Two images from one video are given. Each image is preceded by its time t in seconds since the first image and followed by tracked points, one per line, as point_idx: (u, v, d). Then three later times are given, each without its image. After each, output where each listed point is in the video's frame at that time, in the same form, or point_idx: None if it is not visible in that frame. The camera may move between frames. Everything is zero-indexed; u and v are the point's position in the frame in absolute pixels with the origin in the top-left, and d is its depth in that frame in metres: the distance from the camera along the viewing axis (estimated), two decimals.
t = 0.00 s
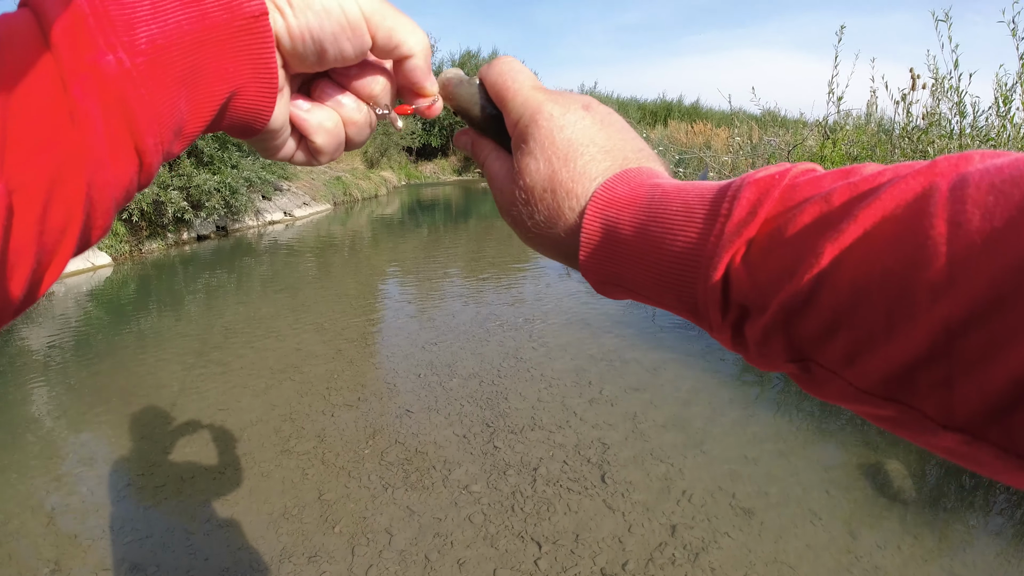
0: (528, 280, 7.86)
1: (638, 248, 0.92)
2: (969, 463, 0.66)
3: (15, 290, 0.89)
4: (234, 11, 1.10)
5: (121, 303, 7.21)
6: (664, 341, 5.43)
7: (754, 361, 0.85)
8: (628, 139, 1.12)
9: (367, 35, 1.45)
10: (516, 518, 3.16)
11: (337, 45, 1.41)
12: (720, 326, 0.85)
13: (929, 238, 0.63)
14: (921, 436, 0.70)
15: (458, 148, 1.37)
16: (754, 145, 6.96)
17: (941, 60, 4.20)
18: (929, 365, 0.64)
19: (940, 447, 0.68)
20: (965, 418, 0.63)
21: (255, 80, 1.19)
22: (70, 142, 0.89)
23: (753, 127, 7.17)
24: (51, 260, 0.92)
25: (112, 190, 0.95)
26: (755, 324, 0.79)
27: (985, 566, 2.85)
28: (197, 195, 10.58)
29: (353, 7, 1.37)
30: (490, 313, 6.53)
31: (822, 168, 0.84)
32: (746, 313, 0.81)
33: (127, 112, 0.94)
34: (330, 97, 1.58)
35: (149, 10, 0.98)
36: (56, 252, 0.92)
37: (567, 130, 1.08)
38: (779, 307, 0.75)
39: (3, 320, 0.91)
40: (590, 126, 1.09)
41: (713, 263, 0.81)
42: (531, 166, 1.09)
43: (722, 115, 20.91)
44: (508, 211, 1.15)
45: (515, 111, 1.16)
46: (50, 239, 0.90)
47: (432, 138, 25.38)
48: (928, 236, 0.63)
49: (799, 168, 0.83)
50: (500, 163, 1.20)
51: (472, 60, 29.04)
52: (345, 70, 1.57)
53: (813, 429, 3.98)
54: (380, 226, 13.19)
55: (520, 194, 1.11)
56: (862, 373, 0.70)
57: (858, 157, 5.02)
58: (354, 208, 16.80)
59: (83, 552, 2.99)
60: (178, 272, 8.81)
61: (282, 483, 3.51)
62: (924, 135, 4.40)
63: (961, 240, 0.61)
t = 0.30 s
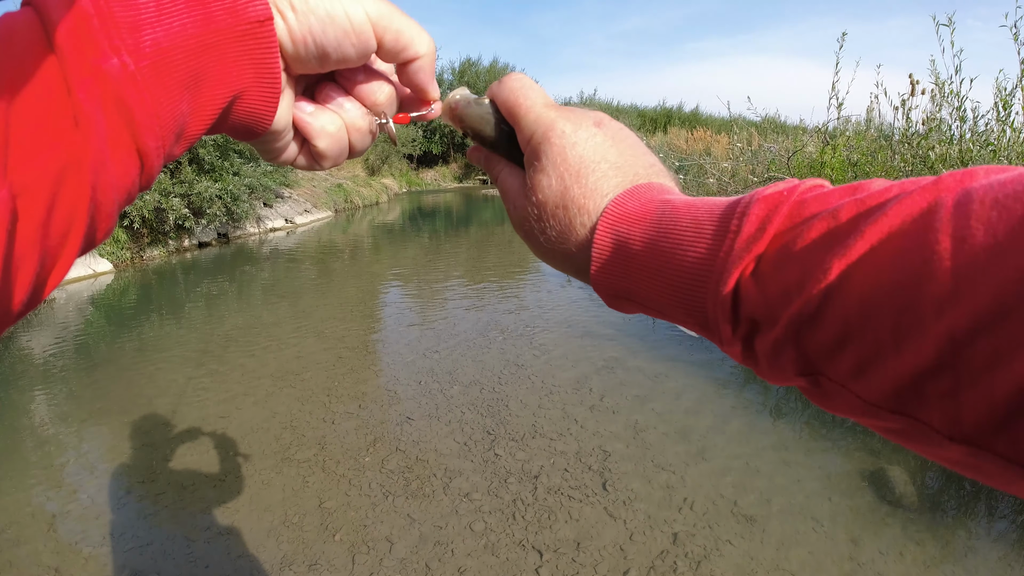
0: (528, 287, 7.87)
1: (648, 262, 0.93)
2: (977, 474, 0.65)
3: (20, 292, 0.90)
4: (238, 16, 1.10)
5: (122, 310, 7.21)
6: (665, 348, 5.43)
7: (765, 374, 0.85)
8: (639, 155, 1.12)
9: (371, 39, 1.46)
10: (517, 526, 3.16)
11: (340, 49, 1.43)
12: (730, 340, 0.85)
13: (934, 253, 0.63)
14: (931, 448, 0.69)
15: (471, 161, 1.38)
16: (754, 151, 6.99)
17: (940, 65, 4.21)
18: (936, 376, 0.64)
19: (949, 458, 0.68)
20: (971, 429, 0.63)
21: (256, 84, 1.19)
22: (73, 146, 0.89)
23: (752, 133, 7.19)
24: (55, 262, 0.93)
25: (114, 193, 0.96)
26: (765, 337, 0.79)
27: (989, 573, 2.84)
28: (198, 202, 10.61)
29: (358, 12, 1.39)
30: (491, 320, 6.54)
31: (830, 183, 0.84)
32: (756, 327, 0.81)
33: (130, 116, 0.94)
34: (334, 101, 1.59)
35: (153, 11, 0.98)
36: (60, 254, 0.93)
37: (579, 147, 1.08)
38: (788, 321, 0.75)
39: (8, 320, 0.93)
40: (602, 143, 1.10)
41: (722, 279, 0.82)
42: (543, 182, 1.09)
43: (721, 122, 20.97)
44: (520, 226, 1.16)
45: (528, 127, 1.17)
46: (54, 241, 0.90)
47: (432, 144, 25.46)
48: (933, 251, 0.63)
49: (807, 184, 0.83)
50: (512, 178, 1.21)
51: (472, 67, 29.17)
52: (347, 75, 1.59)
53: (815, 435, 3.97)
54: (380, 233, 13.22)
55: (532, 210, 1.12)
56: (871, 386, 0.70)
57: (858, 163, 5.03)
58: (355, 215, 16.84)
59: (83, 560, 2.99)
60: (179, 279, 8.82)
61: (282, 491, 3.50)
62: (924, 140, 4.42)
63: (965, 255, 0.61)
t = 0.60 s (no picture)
0: (528, 291, 7.88)
1: (650, 271, 0.93)
2: (982, 486, 0.65)
3: (25, 292, 0.89)
4: (243, 19, 1.12)
5: (122, 314, 7.21)
6: (666, 351, 5.43)
7: (767, 384, 0.85)
8: (638, 162, 1.13)
9: (376, 48, 1.46)
10: (517, 530, 3.15)
11: (343, 58, 1.43)
12: (732, 350, 0.85)
13: (938, 265, 0.63)
14: (934, 459, 0.69)
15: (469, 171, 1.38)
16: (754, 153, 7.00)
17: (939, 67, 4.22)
18: (940, 390, 0.64)
19: (952, 469, 0.67)
20: (975, 441, 0.63)
21: (259, 87, 1.20)
22: (78, 146, 0.89)
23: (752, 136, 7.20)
24: (59, 260, 0.93)
25: (118, 192, 0.96)
26: (768, 349, 0.79)
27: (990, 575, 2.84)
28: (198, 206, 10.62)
29: (364, 22, 1.39)
30: (491, 323, 6.54)
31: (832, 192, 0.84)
32: (759, 338, 0.81)
33: (134, 116, 0.95)
34: (334, 108, 1.59)
35: (160, 12, 0.99)
36: (64, 253, 0.92)
37: (578, 154, 1.08)
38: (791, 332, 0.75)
39: (11, 320, 0.92)
40: (601, 150, 1.10)
41: (725, 289, 0.82)
42: (541, 190, 1.09)
43: (721, 125, 20.99)
44: (520, 233, 1.16)
45: (526, 133, 1.17)
46: (58, 240, 0.90)
47: (432, 148, 25.51)
48: (937, 263, 0.63)
49: (809, 193, 0.83)
50: (510, 185, 1.21)
51: (472, 71, 29.22)
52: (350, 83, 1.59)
53: (815, 438, 3.97)
54: (381, 236, 13.23)
55: (531, 218, 1.12)
56: (875, 397, 0.70)
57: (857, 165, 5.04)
58: (355, 219, 16.85)
59: (83, 564, 2.98)
60: (179, 283, 8.82)
61: (282, 496, 3.50)
62: (923, 142, 4.42)
63: (970, 267, 0.61)
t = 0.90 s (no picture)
0: (528, 290, 7.88)
1: (650, 272, 0.93)
2: (983, 486, 0.65)
3: (25, 290, 0.90)
4: (240, 18, 1.11)
5: (122, 314, 7.21)
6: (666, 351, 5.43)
7: (768, 383, 0.84)
8: (636, 160, 1.12)
9: (373, 44, 1.46)
10: (517, 529, 3.15)
11: (339, 54, 1.42)
12: (733, 351, 0.85)
13: (938, 265, 0.63)
14: (934, 459, 0.69)
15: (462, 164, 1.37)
16: (754, 152, 6.99)
17: (939, 65, 4.22)
18: (941, 390, 0.64)
19: (953, 468, 0.67)
20: (976, 442, 0.63)
21: (257, 87, 1.20)
22: (75, 145, 0.89)
23: (752, 135, 7.19)
24: (59, 258, 0.93)
25: (116, 192, 0.96)
26: (768, 349, 0.79)
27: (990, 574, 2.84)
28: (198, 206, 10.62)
29: (360, 17, 1.39)
30: (492, 323, 6.53)
31: (831, 192, 0.84)
32: (759, 339, 0.81)
33: (131, 115, 0.94)
34: (331, 112, 1.59)
35: (156, 11, 0.98)
36: (64, 252, 0.93)
37: (575, 154, 1.07)
38: (791, 333, 0.75)
39: (12, 317, 0.93)
40: (599, 149, 1.09)
41: (725, 290, 0.81)
42: (539, 190, 1.08)
43: (721, 124, 20.98)
44: (517, 234, 1.15)
45: (523, 134, 1.16)
46: (58, 239, 0.90)
47: (432, 148, 25.52)
48: (938, 263, 0.63)
49: (809, 192, 0.83)
50: (507, 185, 1.20)
51: (472, 70, 29.21)
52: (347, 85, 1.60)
53: (816, 438, 3.97)
54: (381, 236, 13.23)
55: (528, 218, 1.11)
56: (875, 398, 0.70)
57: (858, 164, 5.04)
58: (355, 218, 16.85)
59: (85, 564, 2.99)
60: (179, 283, 8.82)
61: (283, 495, 3.50)
62: (924, 141, 4.42)
63: (971, 268, 0.61)
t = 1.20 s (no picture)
0: (529, 288, 7.87)
1: (647, 263, 0.92)
2: (984, 476, 0.65)
3: (26, 299, 0.88)
4: (246, 27, 1.10)
5: (122, 311, 7.21)
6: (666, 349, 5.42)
7: (766, 374, 0.84)
8: (631, 151, 1.11)
9: (379, 45, 1.44)
10: (517, 528, 3.15)
11: (349, 57, 1.41)
12: (731, 342, 0.84)
13: (936, 254, 0.62)
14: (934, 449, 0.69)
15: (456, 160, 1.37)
16: (755, 149, 6.98)
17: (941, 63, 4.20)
18: (941, 381, 0.63)
19: (953, 459, 0.67)
20: (977, 432, 0.62)
21: (263, 97, 1.18)
22: (78, 153, 0.88)
23: (753, 133, 7.18)
24: (62, 268, 0.92)
25: (120, 201, 0.95)
26: (766, 341, 0.79)
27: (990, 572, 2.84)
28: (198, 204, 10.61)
29: (368, 20, 1.38)
30: (492, 321, 6.53)
31: (828, 179, 0.83)
32: (757, 329, 0.80)
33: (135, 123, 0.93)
34: (336, 124, 1.55)
35: (161, 19, 0.97)
36: (66, 261, 0.91)
37: (568, 146, 1.07)
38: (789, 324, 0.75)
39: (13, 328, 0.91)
40: (592, 140, 1.08)
41: (721, 281, 0.81)
42: (532, 184, 1.08)
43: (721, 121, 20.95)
44: (512, 228, 1.15)
45: (516, 127, 1.15)
46: (61, 249, 0.89)
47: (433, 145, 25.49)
48: (937, 252, 0.62)
49: (805, 180, 0.82)
50: (501, 179, 1.20)
51: (473, 68, 29.17)
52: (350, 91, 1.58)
53: (816, 436, 3.97)
54: (381, 233, 13.22)
55: (523, 212, 1.11)
56: (875, 389, 0.70)
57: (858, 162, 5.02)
58: (356, 216, 16.85)
59: (84, 561, 2.99)
60: (179, 281, 8.82)
61: (282, 492, 3.50)
62: (925, 139, 4.40)
63: (970, 257, 0.60)
